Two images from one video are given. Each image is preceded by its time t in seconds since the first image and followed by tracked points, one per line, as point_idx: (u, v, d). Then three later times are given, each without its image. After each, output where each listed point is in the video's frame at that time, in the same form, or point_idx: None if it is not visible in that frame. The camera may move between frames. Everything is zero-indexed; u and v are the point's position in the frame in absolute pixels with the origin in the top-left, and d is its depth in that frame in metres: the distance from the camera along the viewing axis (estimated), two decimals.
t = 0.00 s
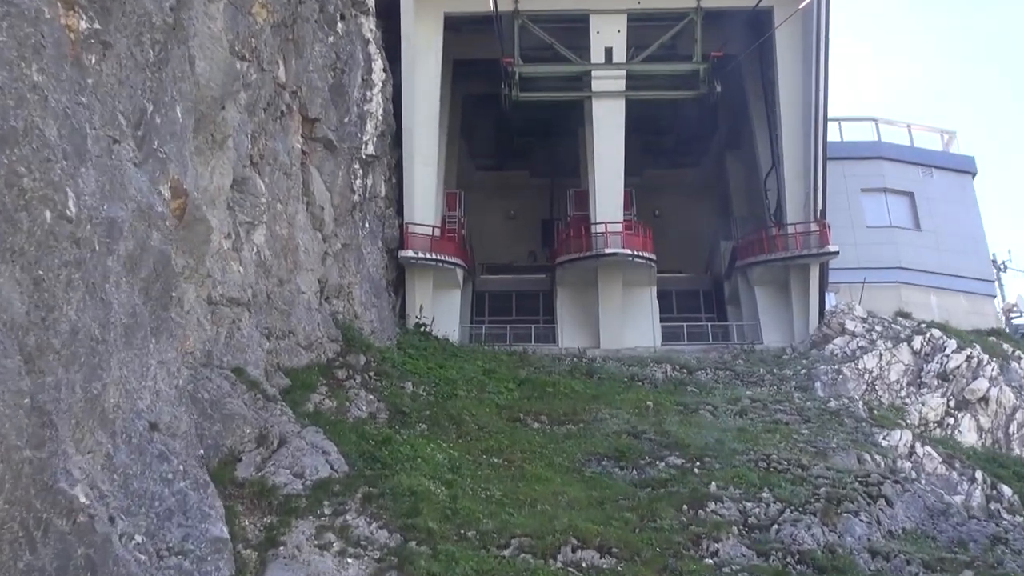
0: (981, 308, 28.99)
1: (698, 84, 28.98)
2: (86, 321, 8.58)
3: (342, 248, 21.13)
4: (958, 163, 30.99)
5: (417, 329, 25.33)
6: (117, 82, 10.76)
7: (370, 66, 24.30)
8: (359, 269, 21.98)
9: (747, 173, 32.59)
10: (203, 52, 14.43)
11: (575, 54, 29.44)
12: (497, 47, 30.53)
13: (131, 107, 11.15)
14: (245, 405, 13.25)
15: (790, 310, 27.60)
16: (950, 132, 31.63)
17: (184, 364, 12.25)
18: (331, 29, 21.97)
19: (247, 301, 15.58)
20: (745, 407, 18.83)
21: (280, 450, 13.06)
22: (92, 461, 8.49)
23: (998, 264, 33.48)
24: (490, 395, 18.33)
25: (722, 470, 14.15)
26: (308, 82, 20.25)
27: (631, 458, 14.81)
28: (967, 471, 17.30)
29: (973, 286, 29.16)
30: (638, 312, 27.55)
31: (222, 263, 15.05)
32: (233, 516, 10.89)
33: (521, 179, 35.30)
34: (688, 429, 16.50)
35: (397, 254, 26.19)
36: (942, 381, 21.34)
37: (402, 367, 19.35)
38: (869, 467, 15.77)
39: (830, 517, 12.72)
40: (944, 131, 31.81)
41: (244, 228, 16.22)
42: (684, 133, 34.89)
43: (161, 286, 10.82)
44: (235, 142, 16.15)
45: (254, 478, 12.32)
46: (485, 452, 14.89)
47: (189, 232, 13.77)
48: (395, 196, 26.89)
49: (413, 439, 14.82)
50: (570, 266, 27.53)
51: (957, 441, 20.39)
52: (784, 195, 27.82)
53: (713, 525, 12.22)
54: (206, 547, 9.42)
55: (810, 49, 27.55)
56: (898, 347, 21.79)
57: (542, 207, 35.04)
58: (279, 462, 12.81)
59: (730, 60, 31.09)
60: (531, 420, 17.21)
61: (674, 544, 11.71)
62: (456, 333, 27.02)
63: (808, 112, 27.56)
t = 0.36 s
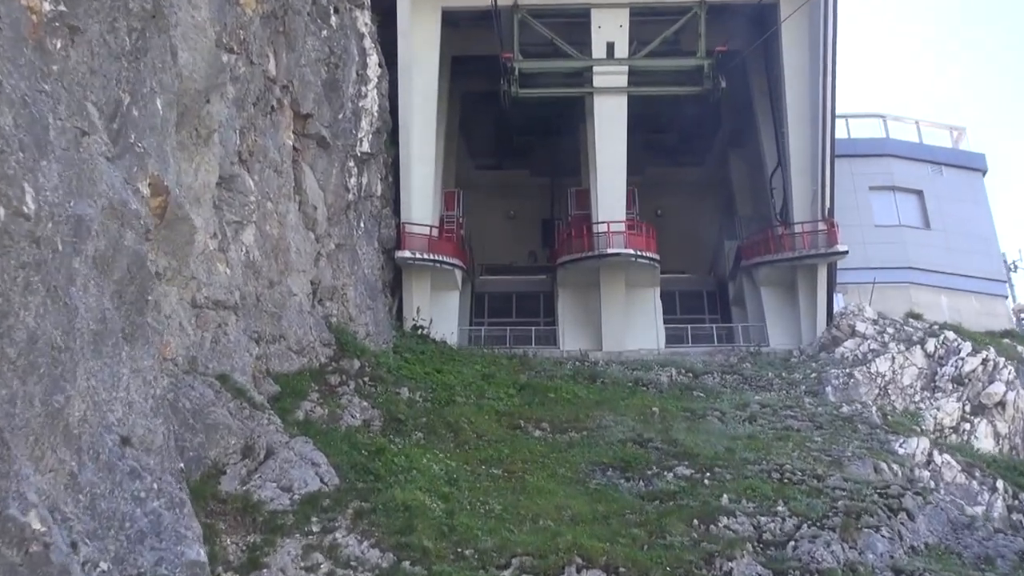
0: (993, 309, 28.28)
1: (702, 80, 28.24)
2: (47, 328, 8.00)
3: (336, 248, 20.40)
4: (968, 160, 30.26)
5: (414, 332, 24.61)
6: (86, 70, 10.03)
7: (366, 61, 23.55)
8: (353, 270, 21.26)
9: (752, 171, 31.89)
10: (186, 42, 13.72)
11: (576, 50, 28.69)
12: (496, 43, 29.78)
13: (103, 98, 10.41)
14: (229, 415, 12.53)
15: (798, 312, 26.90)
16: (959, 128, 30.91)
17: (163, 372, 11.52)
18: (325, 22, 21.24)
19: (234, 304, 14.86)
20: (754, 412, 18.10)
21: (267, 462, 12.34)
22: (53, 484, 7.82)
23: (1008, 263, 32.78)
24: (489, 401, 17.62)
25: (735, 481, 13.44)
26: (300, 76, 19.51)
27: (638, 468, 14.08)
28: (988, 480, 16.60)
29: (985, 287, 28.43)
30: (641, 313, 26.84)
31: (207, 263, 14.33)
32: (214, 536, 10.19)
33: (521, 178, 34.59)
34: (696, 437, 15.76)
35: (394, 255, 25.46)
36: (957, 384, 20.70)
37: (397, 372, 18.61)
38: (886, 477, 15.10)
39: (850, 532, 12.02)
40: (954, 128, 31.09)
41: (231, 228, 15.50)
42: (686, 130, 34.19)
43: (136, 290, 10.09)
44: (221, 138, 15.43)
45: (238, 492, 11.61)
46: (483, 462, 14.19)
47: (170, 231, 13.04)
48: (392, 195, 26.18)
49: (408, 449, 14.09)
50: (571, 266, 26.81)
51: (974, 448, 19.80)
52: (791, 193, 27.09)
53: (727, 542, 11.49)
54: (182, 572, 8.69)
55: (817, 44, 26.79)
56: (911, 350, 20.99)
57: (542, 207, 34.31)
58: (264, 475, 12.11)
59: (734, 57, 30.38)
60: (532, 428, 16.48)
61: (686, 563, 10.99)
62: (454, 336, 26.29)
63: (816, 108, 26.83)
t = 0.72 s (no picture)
0: (1006, 310, 27.55)
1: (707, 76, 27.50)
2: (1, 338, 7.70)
3: (329, 249, 19.70)
4: (978, 158, 29.55)
5: (411, 335, 23.91)
6: (52, 58, 9.33)
7: (361, 56, 22.85)
8: (348, 272, 20.55)
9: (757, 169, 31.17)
10: (167, 32, 13.05)
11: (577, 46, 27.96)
12: (495, 39, 29.06)
13: (73, 89, 9.68)
14: (213, 426, 11.82)
15: (805, 313, 26.18)
16: (969, 126, 30.20)
17: (140, 382, 10.81)
18: (318, 15, 20.54)
19: (220, 308, 14.17)
20: (764, 419, 17.39)
21: (253, 476, 11.65)
22: (6, 509, 7.37)
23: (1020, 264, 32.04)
24: (488, 409, 16.91)
25: (748, 494, 12.73)
26: (291, 71, 18.82)
27: (645, 480, 13.38)
28: (1009, 489, 15.91)
29: (997, 288, 27.71)
30: (644, 315, 26.15)
31: (192, 265, 13.65)
32: (191, 559, 9.57)
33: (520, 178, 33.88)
34: (705, 446, 15.04)
35: (390, 256, 24.76)
36: (973, 390, 19.90)
37: (392, 378, 17.90)
38: (904, 487, 14.40)
39: (870, 549, 11.33)
40: (963, 124, 30.41)
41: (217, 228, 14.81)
42: (689, 129, 33.49)
43: (108, 294, 9.41)
44: (207, 133, 14.75)
45: (221, 509, 10.91)
46: (481, 474, 13.49)
47: (149, 231, 12.34)
48: (388, 195, 25.47)
49: (403, 461, 13.39)
50: (572, 267, 26.11)
51: (991, 455, 19.07)
52: (799, 191, 26.35)
53: (740, 561, 10.80)
54: None
55: (824, 38, 26.07)
56: (926, 354, 20.34)
57: (543, 207, 33.60)
58: (250, 490, 11.40)
59: (739, 53, 29.66)
60: (533, 437, 15.75)
61: None
62: (452, 339, 25.58)
63: (823, 104, 26.09)
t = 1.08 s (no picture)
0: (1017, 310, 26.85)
1: (710, 71, 26.79)
2: None
3: (322, 250, 19.05)
4: (988, 154, 28.88)
5: (408, 338, 23.24)
6: (15, 44, 9.08)
7: (354, 50, 22.16)
8: (341, 273, 19.88)
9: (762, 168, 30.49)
10: (146, 20, 12.39)
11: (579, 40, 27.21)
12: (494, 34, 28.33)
13: (39, 77, 9.38)
14: (194, 438, 11.15)
15: (812, 315, 25.51)
16: (977, 121, 29.53)
17: (114, 392, 10.12)
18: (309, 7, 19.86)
19: (204, 312, 13.49)
20: (773, 424, 16.73)
21: (235, 491, 11.00)
22: None
23: None
24: (486, 416, 16.25)
25: (760, 506, 12.07)
26: (282, 65, 18.16)
27: (650, 492, 12.72)
28: None
29: (1008, 286, 27.02)
30: (647, 317, 25.49)
31: (175, 267, 12.98)
32: None
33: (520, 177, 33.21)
34: (713, 454, 14.38)
35: (386, 256, 24.09)
36: (988, 393, 19.24)
37: (386, 383, 17.22)
38: (922, 497, 13.74)
39: (891, 567, 10.66)
40: (973, 119, 29.75)
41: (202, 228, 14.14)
42: (691, 125, 32.82)
43: (75, 298, 8.74)
44: (191, 129, 14.09)
45: (201, 527, 10.24)
46: (478, 486, 12.84)
47: (127, 231, 11.65)
48: (384, 194, 24.79)
49: (396, 472, 12.75)
50: (573, 267, 25.44)
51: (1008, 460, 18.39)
52: (805, 189, 25.64)
53: None
54: None
55: (831, 31, 25.36)
56: (938, 355, 19.71)
57: (543, 206, 32.94)
58: (233, 506, 10.75)
59: (743, 47, 28.97)
60: (533, 445, 15.07)
61: None
62: (450, 342, 24.91)
63: (830, 99, 25.38)
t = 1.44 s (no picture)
0: None
1: (716, 67, 26.12)
2: None
3: (314, 249, 18.41)
4: (999, 154, 28.23)
5: (404, 340, 22.59)
6: None
7: (350, 43, 21.51)
8: (335, 273, 19.24)
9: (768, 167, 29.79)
10: (125, 6, 11.76)
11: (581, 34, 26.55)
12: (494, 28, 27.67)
13: (2, 62, 8.81)
14: (172, 448, 10.51)
15: (818, 318, 24.87)
16: (989, 120, 28.87)
17: (84, 400, 9.45)
18: None
19: (188, 313, 12.86)
20: (782, 432, 16.09)
21: (215, 504, 10.36)
22: None
23: None
24: (483, 422, 15.62)
25: (771, 522, 11.44)
26: (273, 57, 17.51)
27: (655, 506, 12.07)
28: None
29: (1020, 290, 26.37)
30: (650, 319, 24.87)
31: (157, 267, 12.36)
32: None
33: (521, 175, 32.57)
34: (720, 465, 13.74)
35: (382, 255, 23.44)
36: (1004, 400, 18.60)
37: (380, 388, 16.58)
38: (939, 512, 13.08)
39: None
40: (984, 119, 29.10)
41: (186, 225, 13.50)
42: (696, 124, 32.16)
43: (38, 299, 8.16)
44: (175, 122, 13.45)
45: (177, 543, 9.61)
46: (474, 498, 12.20)
47: (104, 229, 11.01)
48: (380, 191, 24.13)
49: (387, 483, 12.10)
50: (573, 268, 24.81)
51: None
52: (812, 189, 24.95)
53: None
54: None
55: (839, 26, 24.66)
56: (952, 361, 19.14)
57: (544, 205, 32.31)
58: (212, 520, 10.11)
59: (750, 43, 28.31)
60: (532, 454, 14.43)
61: None
62: (448, 344, 24.26)
63: (838, 97, 24.68)
